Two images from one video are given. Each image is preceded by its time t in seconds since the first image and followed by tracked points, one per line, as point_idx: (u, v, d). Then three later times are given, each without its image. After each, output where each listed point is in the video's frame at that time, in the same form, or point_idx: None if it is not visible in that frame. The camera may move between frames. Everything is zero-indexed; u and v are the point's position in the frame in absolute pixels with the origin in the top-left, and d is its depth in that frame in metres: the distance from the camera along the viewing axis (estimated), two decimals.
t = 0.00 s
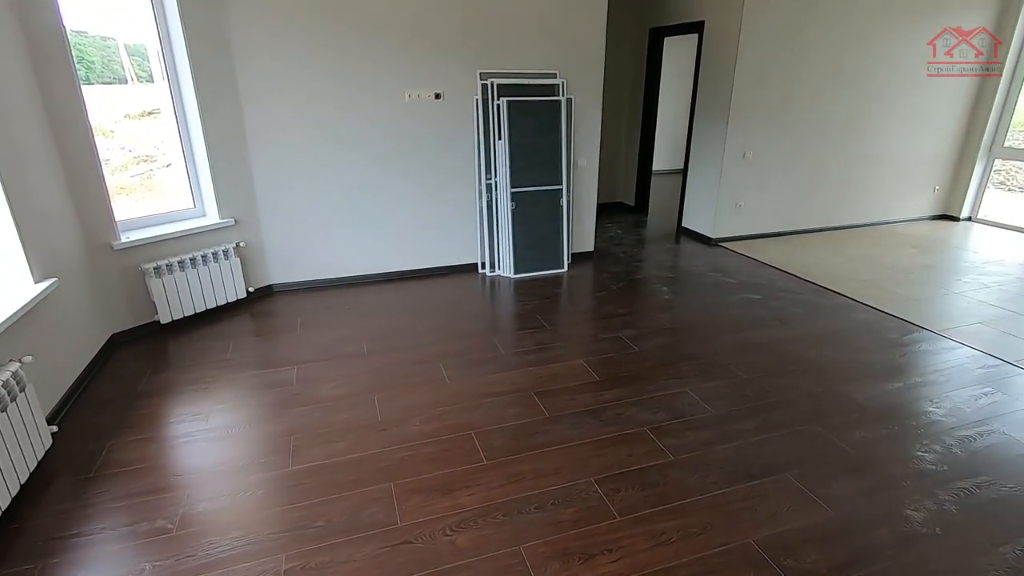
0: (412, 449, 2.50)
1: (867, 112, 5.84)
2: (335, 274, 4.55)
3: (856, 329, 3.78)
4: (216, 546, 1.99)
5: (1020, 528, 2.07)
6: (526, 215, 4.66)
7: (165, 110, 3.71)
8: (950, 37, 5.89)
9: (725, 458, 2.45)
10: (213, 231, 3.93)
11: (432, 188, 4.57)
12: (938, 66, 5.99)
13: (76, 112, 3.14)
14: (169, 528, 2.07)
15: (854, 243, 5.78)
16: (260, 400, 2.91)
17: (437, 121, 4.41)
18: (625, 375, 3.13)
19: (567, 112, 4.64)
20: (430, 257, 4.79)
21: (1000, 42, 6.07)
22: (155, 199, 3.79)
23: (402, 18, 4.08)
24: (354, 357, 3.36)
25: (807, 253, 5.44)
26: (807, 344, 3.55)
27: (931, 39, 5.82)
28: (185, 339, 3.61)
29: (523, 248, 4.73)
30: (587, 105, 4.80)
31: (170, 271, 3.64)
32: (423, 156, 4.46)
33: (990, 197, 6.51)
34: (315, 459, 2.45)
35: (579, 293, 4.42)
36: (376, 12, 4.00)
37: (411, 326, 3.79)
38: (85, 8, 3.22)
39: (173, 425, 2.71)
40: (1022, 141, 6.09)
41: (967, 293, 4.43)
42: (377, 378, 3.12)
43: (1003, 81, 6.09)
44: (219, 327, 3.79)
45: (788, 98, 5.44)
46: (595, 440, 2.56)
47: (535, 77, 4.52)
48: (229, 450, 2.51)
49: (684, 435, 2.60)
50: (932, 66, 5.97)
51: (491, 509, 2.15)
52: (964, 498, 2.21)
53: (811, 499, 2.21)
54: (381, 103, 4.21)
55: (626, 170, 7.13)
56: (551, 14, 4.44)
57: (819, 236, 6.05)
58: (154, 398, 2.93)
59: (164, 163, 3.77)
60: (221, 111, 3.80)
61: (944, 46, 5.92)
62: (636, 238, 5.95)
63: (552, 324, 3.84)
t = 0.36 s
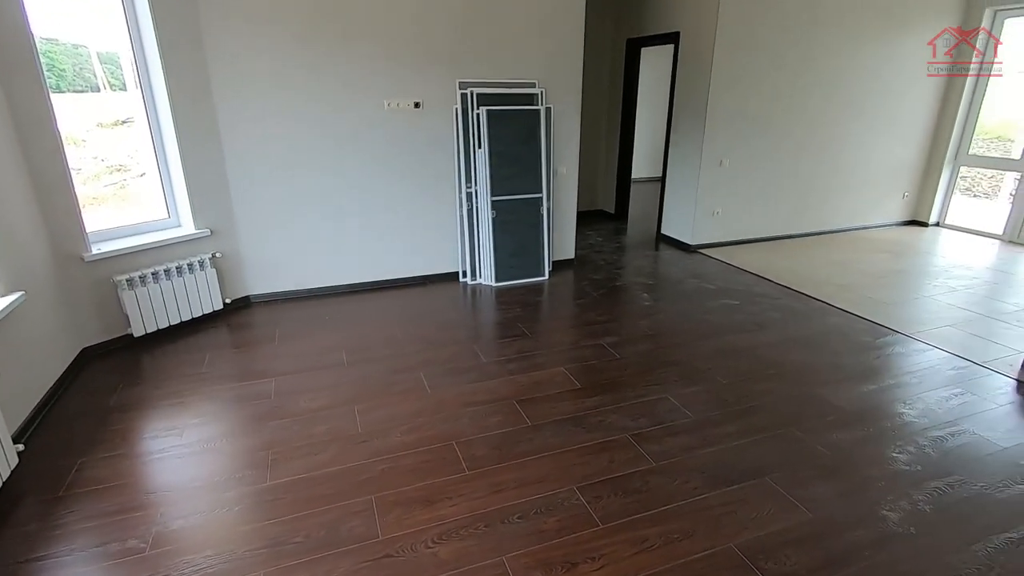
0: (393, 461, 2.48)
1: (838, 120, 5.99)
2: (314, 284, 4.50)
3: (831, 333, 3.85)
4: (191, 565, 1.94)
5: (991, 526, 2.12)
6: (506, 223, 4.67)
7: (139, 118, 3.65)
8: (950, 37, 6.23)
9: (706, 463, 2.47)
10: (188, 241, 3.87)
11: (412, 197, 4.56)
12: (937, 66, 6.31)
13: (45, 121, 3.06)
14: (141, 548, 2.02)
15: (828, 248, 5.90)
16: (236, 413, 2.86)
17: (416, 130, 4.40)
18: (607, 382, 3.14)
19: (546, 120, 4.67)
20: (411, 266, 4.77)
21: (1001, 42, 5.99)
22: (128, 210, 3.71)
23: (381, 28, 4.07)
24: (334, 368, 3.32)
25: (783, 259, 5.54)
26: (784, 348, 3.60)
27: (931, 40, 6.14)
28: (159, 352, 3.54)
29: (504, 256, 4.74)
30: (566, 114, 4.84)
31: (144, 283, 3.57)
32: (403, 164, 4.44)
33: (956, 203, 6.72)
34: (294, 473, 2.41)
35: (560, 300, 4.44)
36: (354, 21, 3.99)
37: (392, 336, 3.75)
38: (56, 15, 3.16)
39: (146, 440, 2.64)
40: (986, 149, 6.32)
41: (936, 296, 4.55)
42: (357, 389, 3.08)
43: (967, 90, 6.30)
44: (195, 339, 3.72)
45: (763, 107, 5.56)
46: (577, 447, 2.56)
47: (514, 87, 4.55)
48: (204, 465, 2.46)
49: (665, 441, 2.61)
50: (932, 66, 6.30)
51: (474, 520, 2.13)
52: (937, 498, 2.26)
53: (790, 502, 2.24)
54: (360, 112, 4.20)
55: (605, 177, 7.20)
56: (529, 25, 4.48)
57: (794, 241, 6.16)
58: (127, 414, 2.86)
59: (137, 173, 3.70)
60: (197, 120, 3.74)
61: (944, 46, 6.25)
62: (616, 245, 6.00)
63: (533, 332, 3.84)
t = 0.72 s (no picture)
0: (374, 475, 2.44)
1: (813, 130, 6.13)
2: (294, 295, 4.45)
3: (810, 339, 3.91)
4: None
5: (966, 527, 2.16)
6: (488, 233, 4.67)
7: (114, 128, 3.59)
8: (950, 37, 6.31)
9: (689, 470, 2.48)
10: (164, 254, 3.80)
11: (393, 207, 4.54)
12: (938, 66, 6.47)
13: (16, 131, 3.00)
14: (113, 571, 1.95)
15: (805, 255, 6.01)
16: (214, 429, 2.80)
17: (397, 141, 4.40)
18: (590, 391, 3.15)
19: (527, 131, 4.71)
20: (393, 277, 4.74)
21: (1002, 42, 5.92)
22: (102, 222, 3.64)
23: (362, 39, 4.08)
24: (314, 381, 3.27)
25: (762, 266, 5.62)
26: (763, 354, 3.65)
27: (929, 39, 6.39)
28: (134, 367, 3.46)
29: (487, 266, 4.74)
30: (547, 124, 4.88)
31: (118, 296, 3.49)
32: (384, 174, 4.43)
33: (927, 210, 6.90)
34: (273, 490, 2.36)
35: (542, 309, 4.45)
36: (334, 32, 3.98)
37: (373, 348, 3.72)
38: (28, 24, 3.11)
39: (119, 459, 2.57)
40: (954, 158, 6.53)
41: (910, 301, 4.66)
42: (338, 402, 3.04)
43: (934, 101, 6.50)
44: (171, 354, 3.64)
45: (739, 118, 5.67)
46: (561, 457, 2.56)
47: (495, 97, 4.57)
48: (179, 483, 2.40)
49: (648, 449, 2.62)
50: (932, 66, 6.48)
51: (457, 533, 2.11)
52: (915, 500, 2.30)
53: (772, 508, 2.26)
54: (341, 123, 4.18)
55: (586, 187, 7.25)
56: (509, 37, 4.51)
57: (771, 249, 6.27)
58: (99, 431, 2.78)
59: (112, 184, 3.64)
60: (174, 131, 3.70)
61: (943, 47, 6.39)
62: (598, 254, 6.04)
63: (516, 341, 3.84)
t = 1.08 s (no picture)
0: (358, 491, 2.41)
1: (790, 142, 6.25)
2: (276, 309, 4.40)
3: (791, 347, 3.96)
4: None
5: (945, 532, 2.19)
6: (472, 246, 4.68)
7: (91, 141, 3.53)
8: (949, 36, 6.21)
9: (675, 480, 2.48)
10: (142, 268, 3.74)
11: (376, 219, 4.53)
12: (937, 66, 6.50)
13: None
14: None
15: (785, 264, 6.10)
16: (193, 447, 2.74)
17: (380, 153, 4.40)
18: (575, 402, 3.15)
19: (510, 143, 4.74)
20: (377, 290, 4.71)
21: (1001, 41, 5.84)
22: (78, 236, 3.57)
23: (344, 52, 4.08)
24: (296, 396, 3.23)
25: (743, 275, 5.70)
26: (746, 363, 3.69)
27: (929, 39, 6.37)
28: (110, 384, 3.38)
29: (471, 278, 4.74)
30: (530, 137, 4.92)
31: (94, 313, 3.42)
32: (367, 187, 4.42)
33: (902, 219, 7.06)
34: (253, 508, 2.31)
35: (527, 321, 4.45)
36: (316, 45, 3.99)
37: (357, 362, 3.68)
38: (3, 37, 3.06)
39: (94, 479, 2.50)
40: (927, 168, 6.69)
41: (888, 309, 4.75)
42: (321, 417, 3.00)
43: (906, 114, 6.69)
44: (149, 370, 3.57)
45: (719, 130, 5.76)
46: (546, 470, 2.55)
47: (478, 111, 4.61)
48: (157, 503, 2.34)
49: (633, 460, 2.62)
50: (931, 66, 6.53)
51: (442, 549, 2.08)
52: (895, 506, 2.33)
53: (756, 516, 2.27)
54: (323, 135, 4.17)
55: (570, 198, 7.31)
56: (491, 50, 4.55)
57: (752, 258, 6.36)
58: (74, 451, 2.71)
59: (89, 197, 3.57)
60: (153, 144, 3.65)
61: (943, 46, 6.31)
62: (582, 264, 6.07)
63: (501, 353, 3.83)
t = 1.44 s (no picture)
0: (343, 510, 2.37)
1: (771, 156, 6.37)
2: (260, 325, 4.35)
3: (775, 357, 4.00)
4: None
5: (929, 540, 2.21)
6: (459, 259, 4.68)
7: (71, 156, 3.49)
8: (950, 36, 6.03)
9: (663, 493, 2.48)
10: (123, 285, 3.68)
11: (362, 234, 4.52)
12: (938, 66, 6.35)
13: None
14: None
15: (769, 275, 6.18)
16: (175, 467, 2.69)
17: (366, 168, 4.40)
18: (563, 416, 3.14)
19: (496, 158, 4.77)
20: (363, 304, 4.68)
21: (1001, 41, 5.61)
22: (56, 253, 3.51)
23: (329, 68, 4.09)
24: (281, 413, 3.19)
25: (728, 287, 5.76)
26: (731, 374, 3.71)
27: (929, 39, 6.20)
28: (89, 404, 3.31)
29: (458, 292, 4.73)
30: (515, 151, 4.95)
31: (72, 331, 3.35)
32: (353, 201, 4.42)
33: (882, 230, 7.20)
34: (236, 529, 2.27)
35: (514, 334, 4.45)
36: (302, 61, 4.00)
37: (343, 378, 3.65)
38: None
39: (71, 502, 2.44)
40: (904, 180, 6.84)
41: (869, 318, 4.82)
42: (306, 435, 2.96)
43: (882, 127, 6.85)
44: (129, 389, 3.50)
45: (701, 144, 5.86)
46: (534, 484, 2.53)
47: (463, 125, 4.64)
48: (136, 526, 2.29)
49: (621, 473, 2.62)
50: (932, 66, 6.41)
51: (429, 568, 2.06)
52: (880, 515, 2.35)
53: (744, 528, 2.27)
54: (308, 150, 4.17)
55: (556, 211, 7.36)
56: (476, 66, 4.59)
57: (737, 269, 6.43)
58: (50, 473, 2.64)
59: (68, 213, 3.52)
60: (135, 160, 3.62)
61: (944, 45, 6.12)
62: (569, 277, 6.10)
63: (488, 367, 3.82)
